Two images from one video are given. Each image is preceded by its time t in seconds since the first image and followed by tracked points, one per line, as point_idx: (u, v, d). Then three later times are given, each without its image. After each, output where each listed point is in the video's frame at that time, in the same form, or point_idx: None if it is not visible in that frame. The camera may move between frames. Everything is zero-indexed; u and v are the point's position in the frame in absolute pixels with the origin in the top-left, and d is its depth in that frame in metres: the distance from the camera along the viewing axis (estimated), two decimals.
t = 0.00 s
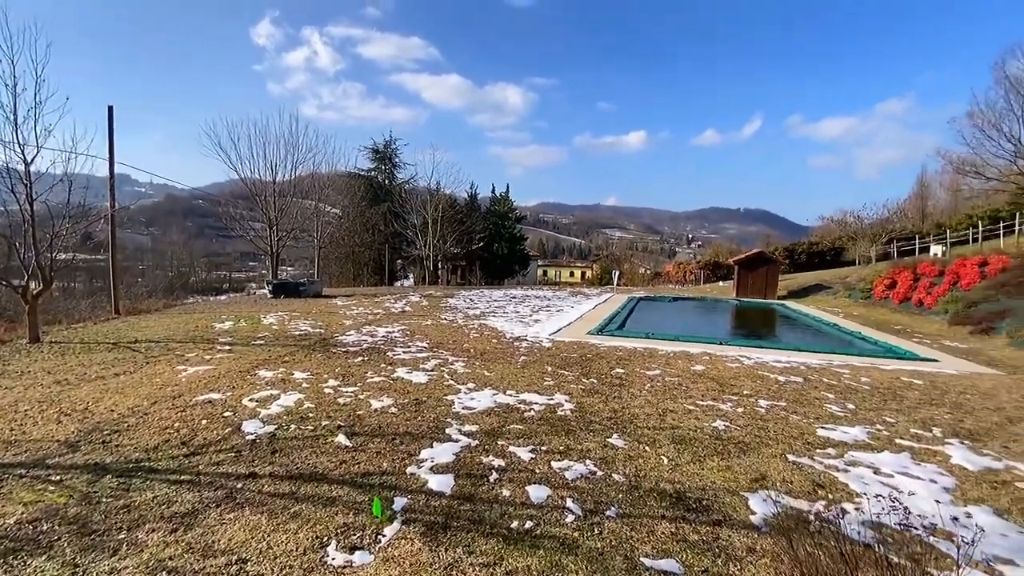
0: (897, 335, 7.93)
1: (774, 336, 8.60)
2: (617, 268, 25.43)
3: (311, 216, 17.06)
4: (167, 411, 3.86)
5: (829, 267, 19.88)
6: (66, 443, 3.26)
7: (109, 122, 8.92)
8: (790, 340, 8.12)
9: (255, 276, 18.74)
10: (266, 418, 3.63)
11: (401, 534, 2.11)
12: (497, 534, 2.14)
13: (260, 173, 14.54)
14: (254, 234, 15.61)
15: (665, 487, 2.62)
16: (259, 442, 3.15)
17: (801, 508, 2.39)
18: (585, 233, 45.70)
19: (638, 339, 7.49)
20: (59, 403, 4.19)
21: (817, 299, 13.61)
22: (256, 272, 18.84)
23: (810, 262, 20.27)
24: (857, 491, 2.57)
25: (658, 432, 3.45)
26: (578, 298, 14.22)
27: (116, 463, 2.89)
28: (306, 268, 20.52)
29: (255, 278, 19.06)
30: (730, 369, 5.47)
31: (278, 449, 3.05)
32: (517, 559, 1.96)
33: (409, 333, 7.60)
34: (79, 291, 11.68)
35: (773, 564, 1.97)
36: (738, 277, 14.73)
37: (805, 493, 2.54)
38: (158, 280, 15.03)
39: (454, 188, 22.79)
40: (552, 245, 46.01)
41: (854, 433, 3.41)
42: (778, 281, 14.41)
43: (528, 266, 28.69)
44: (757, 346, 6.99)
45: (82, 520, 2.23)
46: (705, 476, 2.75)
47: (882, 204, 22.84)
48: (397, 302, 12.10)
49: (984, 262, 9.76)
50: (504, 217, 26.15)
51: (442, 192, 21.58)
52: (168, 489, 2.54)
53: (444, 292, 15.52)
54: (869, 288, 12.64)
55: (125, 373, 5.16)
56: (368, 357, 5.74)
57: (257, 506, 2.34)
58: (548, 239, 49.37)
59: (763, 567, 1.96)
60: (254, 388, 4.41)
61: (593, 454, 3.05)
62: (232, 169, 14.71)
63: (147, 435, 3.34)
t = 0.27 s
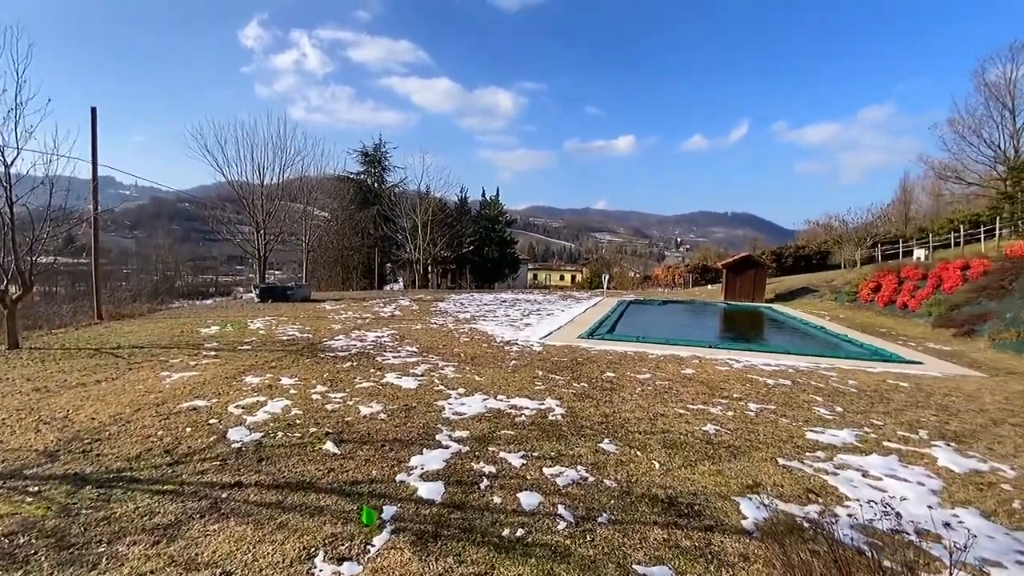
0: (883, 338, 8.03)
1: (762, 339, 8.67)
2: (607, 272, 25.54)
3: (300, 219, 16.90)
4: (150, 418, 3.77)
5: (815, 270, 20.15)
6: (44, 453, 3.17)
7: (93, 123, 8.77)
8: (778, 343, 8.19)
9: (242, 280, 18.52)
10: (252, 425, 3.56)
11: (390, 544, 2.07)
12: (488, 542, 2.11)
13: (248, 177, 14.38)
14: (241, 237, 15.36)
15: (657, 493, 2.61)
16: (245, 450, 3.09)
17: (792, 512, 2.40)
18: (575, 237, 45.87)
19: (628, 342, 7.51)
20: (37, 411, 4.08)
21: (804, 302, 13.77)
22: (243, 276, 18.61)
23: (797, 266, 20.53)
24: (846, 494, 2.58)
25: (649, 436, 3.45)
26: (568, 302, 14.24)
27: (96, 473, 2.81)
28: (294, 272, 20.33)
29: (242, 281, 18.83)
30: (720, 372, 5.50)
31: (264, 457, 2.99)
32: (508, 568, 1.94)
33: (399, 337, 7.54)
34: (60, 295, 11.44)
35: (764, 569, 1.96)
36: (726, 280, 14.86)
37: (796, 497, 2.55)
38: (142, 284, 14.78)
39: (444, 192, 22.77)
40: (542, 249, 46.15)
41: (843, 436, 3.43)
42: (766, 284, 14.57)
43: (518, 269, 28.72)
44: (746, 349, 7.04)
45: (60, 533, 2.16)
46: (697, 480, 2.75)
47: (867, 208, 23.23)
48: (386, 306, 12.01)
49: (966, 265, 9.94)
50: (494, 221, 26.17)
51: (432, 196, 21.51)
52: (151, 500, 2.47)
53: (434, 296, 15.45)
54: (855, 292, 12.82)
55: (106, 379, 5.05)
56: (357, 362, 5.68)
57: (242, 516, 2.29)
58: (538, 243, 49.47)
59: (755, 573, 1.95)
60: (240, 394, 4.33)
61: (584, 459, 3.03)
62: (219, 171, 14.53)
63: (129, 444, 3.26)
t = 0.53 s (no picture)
0: (870, 340, 8.13)
1: (752, 342, 8.73)
2: (597, 275, 25.64)
3: (289, 222, 16.75)
4: (134, 426, 3.69)
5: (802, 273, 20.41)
6: (23, 462, 3.08)
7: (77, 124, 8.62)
8: (767, 345, 8.25)
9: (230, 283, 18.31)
10: (239, 431, 3.50)
11: (381, 553, 2.04)
12: (480, 550, 2.08)
13: (236, 179, 14.22)
14: (229, 240, 15.16)
15: (650, 497, 2.60)
16: (232, 458, 3.03)
17: (784, 515, 2.40)
18: (566, 240, 46.02)
19: (619, 346, 7.52)
20: (16, 419, 3.97)
21: (792, 305, 13.91)
22: (231, 279, 18.40)
23: (785, 269, 20.76)
24: (836, 497, 2.60)
25: (641, 440, 3.44)
26: (559, 305, 14.25)
27: (78, 482, 2.74)
28: (283, 275, 20.13)
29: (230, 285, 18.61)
30: (711, 375, 5.52)
31: (251, 464, 2.93)
32: None
33: (389, 341, 7.49)
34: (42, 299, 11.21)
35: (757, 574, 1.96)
36: (715, 284, 14.97)
37: (788, 501, 2.55)
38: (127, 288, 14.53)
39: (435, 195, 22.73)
40: (532, 252, 46.40)
41: (832, 438, 3.46)
42: (755, 287, 14.70)
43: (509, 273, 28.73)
44: (734, 352, 7.08)
45: (39, 545, 2.10)
46: (689, 484, 2.74)
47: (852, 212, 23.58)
48: (377, 310, 11.92)
49: (949, 268, 10.10)
50: (485, 224, 26.18)
51: (423, 199, 21.45)
52: (134, 509, 2.41)
53: (425, 299, 15.38)
54: (842, 294, 12.98)
55: (89, 386, 4.94)
56: (347, 367, 5.62)
57: (229, 526, 2.24)
58: (529, 246, 49.56)
59: None
60: (227, 400, 4.26)
61: (577, 464, 3.01)
62: (207, 174, 14.36)
63: (112, 452, 3.18)
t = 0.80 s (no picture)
0: (857, 343, 8.22)
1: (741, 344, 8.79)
2: (588, 278, 25.72)
3: (278, 225, 16.61)
4: (118, 432, 3.62)
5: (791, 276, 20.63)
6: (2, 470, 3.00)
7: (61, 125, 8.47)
8: (757, 347, 8.32)
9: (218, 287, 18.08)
10: (227, 438, 3.45)
11: (372, 561, 2.01)
12: (473, 556, 2.06)
13: (224, 182, 14.07)
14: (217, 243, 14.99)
15: (643, 501, 2.59)
16: (219, 464, 2.98)
17: (776, 518, 2.41)
18: (557, 243, 46.13)
19: (611, 348, 7.53)
20: None
21: (781, 308, 14.04)
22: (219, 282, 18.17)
23: (774, 272, 20.97)
24: (827, 499, 2.61)
25: (633, 444, 3.44)
26: (551, 308, 14.26)
27: (59, 491, 2.67)
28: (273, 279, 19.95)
29: (218, 288, 18.41)
30: (702, 377, 5.55)
31: (239, 471, 2.88)
32: None
33: (380, 345, 7.43)
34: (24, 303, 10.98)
35: None
36: (705, 287, 15.08)
37: (779, 503, 2.56)
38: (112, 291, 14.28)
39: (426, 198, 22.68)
40: (524, 255, 46.44)
41: (822, 440, 3.48)
42: (744, 290, 14.82)
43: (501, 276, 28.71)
44: (725, 355, 7.12)
45: (18, 556, 2.04)
46: (681, 488, 2.74)
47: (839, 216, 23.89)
48: (367, 313, 11.84)
49: (934, 271, 10.25)
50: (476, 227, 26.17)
51: (414, 202, 21.38)
52: (118, 518, 2.36)
53: (416, 303, 15.30)
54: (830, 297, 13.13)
55: (71, 391, 4.83)
56: (337, 371, 5.56)
57: (216, 534, 2.20)
58: (521, 249, 49.59)
59: None
60: (214, 406, 4.19)
61: (569, 468, 3.00)
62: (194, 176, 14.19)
63: (95, 459, 3.11)
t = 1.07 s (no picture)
0: (845, 344, 8.32)
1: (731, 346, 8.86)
2: (580, 281, 25.80)
3: (268, 227, 16.47)
4: (103, 437, 3.55)
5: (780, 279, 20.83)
6: None
7: (46, 126, 8.33)
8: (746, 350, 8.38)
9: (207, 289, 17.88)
10: (215, 442, 3.40)
11: (363, 567, 1.99)
12: (465, 561, 2.05)
13: (213, 184, 13.91)
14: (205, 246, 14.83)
15: (635, 503, 2.59)
16: (207, 470, 2.93)
17: (767, 519, 2.42)
18: (549, 245, 46.25)
19: (603, 351, 7.55)
20: None
21: (770, 310, 14.17)
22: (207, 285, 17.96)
23: (763, 274, 21.17)
24: (817, 500, 2.63)
25: (625, 446, 3.44)
26: (543, 311, 14.27)
27: (42, 498, 2.61)
28: (262, 281, 19.76)
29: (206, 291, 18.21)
30: (693, 379, 5.57)
31: (227, 476, 2.84)
32: None
33: (371, 348, 7.38)
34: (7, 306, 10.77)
35: None
36: (695, 289, 15.18)
37: (770, 504, 2.58)
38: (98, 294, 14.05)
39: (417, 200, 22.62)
40: (516, 258, 46.48)
41: (812, 441, 3.51)
42: (734, 292, 14.95)
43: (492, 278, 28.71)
44: (715, 357, 7.16)
45: None
46: (673, 490, 2.75)
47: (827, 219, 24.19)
48: (358, 316, 11.76)
49: (920, 273, 10.40)
50: (468, 230, 26.15)
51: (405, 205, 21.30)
52: (103, 526, 2.31)
53: (407, 305, 15.24)
54: (818, 299, 13.28)
55: (55, 396, 4.73)
56: (327, 374, 5.51)
57: (203, 541, 2.16)
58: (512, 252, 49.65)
59: None
60: (202, 410, 4.13)
61: (561, 471, 3.00)
62: (182, 178, 14.03)
63: (79, 465, 3.05)
